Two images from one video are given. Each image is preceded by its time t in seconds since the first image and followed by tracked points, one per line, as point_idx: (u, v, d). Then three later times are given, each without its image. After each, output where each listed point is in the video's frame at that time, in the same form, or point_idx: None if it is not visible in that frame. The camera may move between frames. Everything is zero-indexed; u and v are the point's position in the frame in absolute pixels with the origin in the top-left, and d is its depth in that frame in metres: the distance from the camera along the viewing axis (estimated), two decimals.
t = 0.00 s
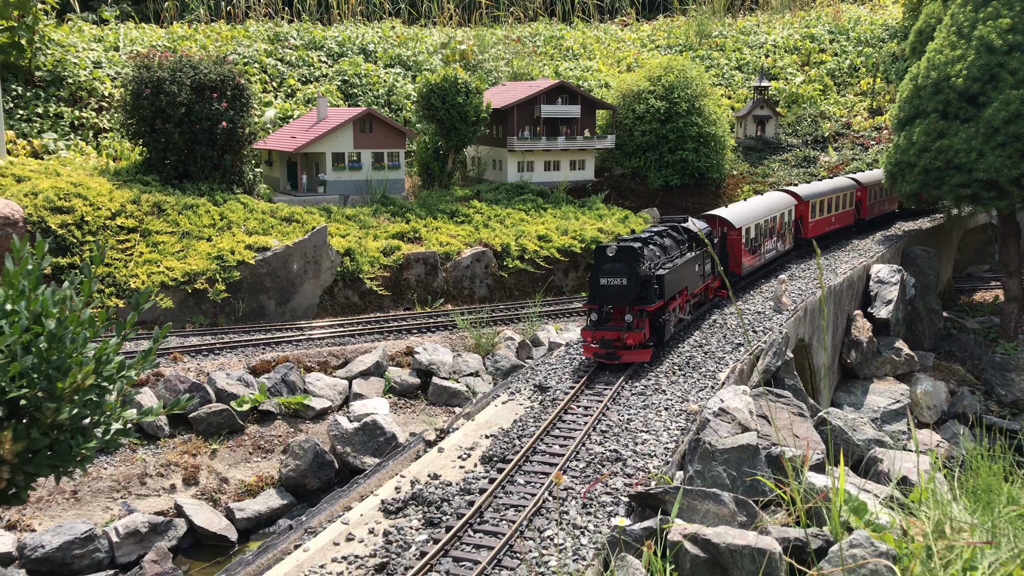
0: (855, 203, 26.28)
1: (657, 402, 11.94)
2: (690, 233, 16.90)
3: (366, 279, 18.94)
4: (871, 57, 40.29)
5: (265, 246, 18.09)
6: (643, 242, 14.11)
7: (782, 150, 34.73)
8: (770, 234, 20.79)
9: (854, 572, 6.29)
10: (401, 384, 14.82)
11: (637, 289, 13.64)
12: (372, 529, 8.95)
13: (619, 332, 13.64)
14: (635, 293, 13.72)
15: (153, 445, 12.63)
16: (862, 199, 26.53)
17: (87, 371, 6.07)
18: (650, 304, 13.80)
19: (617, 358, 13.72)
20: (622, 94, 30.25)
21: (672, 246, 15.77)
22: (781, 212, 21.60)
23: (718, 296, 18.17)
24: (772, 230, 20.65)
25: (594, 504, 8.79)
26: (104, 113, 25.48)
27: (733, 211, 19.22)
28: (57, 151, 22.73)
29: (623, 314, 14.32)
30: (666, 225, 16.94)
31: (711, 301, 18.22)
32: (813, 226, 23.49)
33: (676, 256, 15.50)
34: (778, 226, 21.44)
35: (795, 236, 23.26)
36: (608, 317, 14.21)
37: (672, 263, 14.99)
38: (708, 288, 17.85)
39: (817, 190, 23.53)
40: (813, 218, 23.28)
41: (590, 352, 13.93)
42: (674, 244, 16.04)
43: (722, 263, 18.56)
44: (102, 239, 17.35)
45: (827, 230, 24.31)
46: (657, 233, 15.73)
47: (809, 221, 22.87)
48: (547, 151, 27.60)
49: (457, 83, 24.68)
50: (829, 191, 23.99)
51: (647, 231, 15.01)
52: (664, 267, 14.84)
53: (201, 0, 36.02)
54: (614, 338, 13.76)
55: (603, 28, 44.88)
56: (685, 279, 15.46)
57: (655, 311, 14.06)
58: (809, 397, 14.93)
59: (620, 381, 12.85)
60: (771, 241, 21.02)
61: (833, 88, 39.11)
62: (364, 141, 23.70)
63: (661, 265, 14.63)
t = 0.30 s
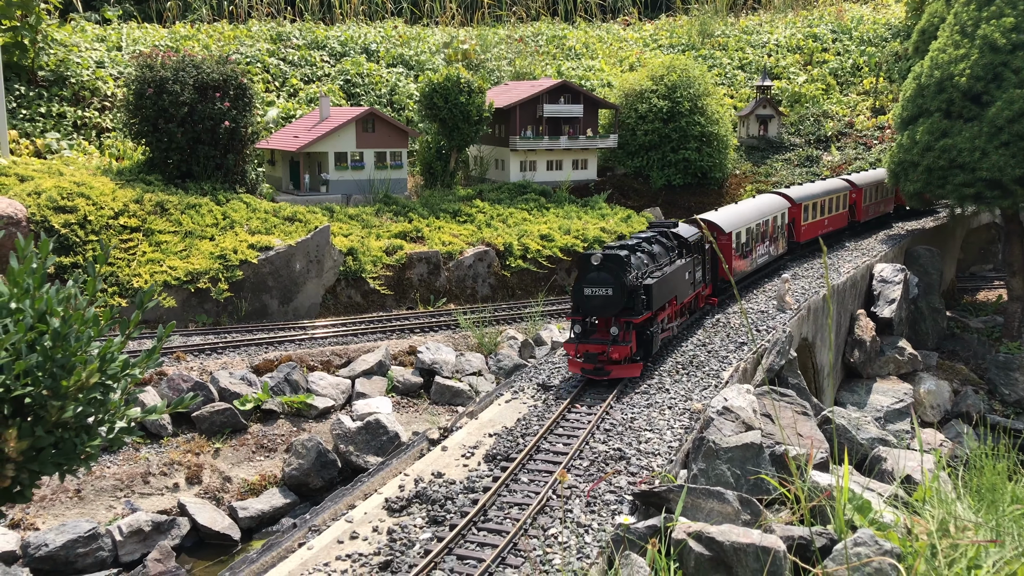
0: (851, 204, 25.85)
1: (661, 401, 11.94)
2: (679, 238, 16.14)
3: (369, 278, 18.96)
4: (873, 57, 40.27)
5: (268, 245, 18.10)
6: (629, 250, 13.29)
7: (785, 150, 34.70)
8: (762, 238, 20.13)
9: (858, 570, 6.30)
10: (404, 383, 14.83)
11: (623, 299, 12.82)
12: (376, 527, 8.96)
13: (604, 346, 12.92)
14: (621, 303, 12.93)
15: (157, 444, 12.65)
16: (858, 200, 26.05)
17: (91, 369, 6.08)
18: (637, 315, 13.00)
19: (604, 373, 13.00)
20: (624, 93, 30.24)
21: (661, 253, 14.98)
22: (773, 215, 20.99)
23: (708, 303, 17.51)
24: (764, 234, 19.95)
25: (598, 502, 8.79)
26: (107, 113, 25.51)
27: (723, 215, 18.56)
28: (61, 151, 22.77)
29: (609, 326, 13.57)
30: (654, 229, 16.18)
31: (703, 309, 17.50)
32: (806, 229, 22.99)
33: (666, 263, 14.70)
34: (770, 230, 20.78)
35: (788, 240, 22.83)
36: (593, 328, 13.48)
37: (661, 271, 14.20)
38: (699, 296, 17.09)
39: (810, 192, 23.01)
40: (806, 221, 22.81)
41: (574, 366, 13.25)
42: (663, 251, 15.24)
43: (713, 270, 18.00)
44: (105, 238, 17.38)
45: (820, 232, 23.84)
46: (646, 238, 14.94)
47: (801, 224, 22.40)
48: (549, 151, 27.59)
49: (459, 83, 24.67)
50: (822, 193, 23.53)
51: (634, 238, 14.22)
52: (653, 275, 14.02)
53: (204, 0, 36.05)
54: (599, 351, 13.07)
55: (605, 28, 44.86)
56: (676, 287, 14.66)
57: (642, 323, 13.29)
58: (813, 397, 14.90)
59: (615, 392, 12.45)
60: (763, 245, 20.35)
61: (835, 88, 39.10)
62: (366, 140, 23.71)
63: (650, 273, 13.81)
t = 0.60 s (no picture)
0: (843, 207, 25.55)
1: (662, 401, 11.95)
2: (663, 248, 15.43)
3: (371, 279, 18.99)
4: (876, 57, 40.25)
5: (269, 246, 18.11)
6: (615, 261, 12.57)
7: (787, 150, 34.68)
8: (753, 245, 19.33)
9: (859, 572, 6.31)
10: (406, 383, 14.84)
11: (609, 314, 12.06)
12: (377, 528, 8.97)
13: (591, 364, 12.11)
14: (607, 317, 12.16)
15: (159, 444, 12.67)
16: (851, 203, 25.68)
17: (93, 370, 6.10)
18: (624, 330, 12.25)
19: (594, 393, 12.13)
20: (626, 93, 30.23)
21: (647, 264, 14.28)
22: (765, 219, 20.14)
23: (696, 313, 16.77)
24: (755, 241, 19.20)
25: (599, 503, 8.81)
26: (109, 113, 25.55)
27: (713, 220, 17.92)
28: (63, 151, 22.81)
29: (595, 341, 12.80)
30: (637, 239, 15.47)
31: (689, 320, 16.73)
32: (797, 234, 22.57)
33: (652, 274, 14.00)
34: (762, 236, 19.96)
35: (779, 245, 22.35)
36: (578, 344, 12.68)
37: (647, 283, 13.51)
38: (682, 308, 16.27)
39: (800, 196, 22.60)
40: (798, 225, 22.39)
41: (560, 385, 12.43)
42: (648, 261, 14.55)
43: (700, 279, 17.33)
44: (107, 238, 17.40)
45: (811, 237, 23.47)
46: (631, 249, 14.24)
47: (793, 228, 21.97)
48: (551, 151, 27.58)
49: (461, 83, 24.67)
50: (812, 197, 23.20)
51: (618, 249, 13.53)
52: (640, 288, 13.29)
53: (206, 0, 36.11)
54: (586, 369, 12.26)
55: (607, 27, 44.85)
56: (662, 299, 13.96)
57: (630, 338, 12.53)
58: (814, 397, 14.89)
59: (604, 406, 11.92)
60: (754, 251, 19.54)
61: (837, 87, 39.08)
62: (368, 141, 23.73)
63: (636, 285, 13.12)
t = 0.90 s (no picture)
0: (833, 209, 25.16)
1: (661, 401, 11.93)
2: (646, 257, 14.57)
3: (371, 278, 18.99)
4: (877, 57, 40.22)
5: (270, 245, 18.11)
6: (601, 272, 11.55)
7: (788, 149, 34.65)
8: (742, 250, 18.67)
9: (858, 572, 6.29)
10: (406, 382, 14.83)
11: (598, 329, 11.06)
12: (376, 527, 8.96)
13: (578, 383, 11.16)
14: (595, 333, 11.15)
15: (158, 443, 12.66)
16: (842, 205, 25.27)
17: (90, 369, 6.11)
18: (613, 347, 11.29)
19: (579, 415, 11.15)
20: (627, 93, 30.21)
21: (630, 273, 13.42)
22: (753, 224, 19.41)
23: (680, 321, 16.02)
24: (743, 245, 18.51)
25: (597, 503, 8.80)
26: (110, 113, 25.55)
27: (697, 226, 17.21)
28: (63, 151, 22.81)
29: (580, 359, 11.81)
30: (619, 247, 14.53)
31: (676, 328, 15.93)
32: (787, 239, 21.91)
33: (636, 286, 13.10)
34: (750, 241, 19.30)
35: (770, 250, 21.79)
36: (561, 362, 11.68)
37: (634, 295, 12.57)
38: (667, 318, 15.39)
39: (790, 199, 22.07)
40: (788, 229, 21.84)
41: (542, 407, 11.45)
42: (632, 271, 13.62)
43: (685, 286, 16.56)
44: (108, 237, 17.40)
45: (801, 241, 22.86)
46: (612, 258, 13.30)
47: (783, 232, 21.39)
48: (552, 150, 27.56)
49: (461, 82, 24.65)
50: (802, 200, 22.66)
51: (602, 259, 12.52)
52: (626, 300, 12.31)
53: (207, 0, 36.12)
54: (571, 389, 11.29)
55: (608, 27, 44.81)
56: (648, 311, 13.09)
57: (619, 355, 11.60)
58: (815, 396, 14.86)
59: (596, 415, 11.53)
60: (742, 256, 18.89)
61: (839, 87, 39.03)
62: (369, 140, 23.71)
63: (622, 297, 12.16)
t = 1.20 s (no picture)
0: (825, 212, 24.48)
1: (664, 399, 11.95)
2: (633, 267, 13.77)
3: (373, 277, 19.01)
4: (879, 56, 40.20)
5: (272, 244, 18.14)
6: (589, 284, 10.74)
7: (790, 149, 34.65)
8: (732, 255, 17.93)
9: (861, 570, 6.30)
10: (409, 381, 14.83)
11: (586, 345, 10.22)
12: (379, 525, 8.98)
13: (565, 407, 10.29)
14: (584, 350, 10.31)
15: (161, 442, 12.68)
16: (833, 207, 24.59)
17: (95, 367, 6.13)
18: (602, 364, 10.45)
19: (562, 439, 10.39)
20: (629, 92, 30.22)
21: (619, 283, 12.65)
22: (744, 227, 18.64)
23: (669, 332, 15.19)
24: (734, 251, 17.67)
25: (600, 501, 8.83)
26: (112, 112, 25.57)
27: (684, 230, 16.42)
28: (66, 150, 22.84)
29: (567, 377, 10.98)
30: (605, 256, 13.71)
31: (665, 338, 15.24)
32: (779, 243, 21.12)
33: (625, 298, 12.29)
34: (741, 245, 18.50)
35: (761, 255, 20.87)
36: (547, 380, 10.82)
37: (624, 307, 11.78)
38: (656, 329, 14.63)
39: (783, 202, 21.23)
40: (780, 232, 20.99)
41: (525, 429, 10.60)
42: (621, 282, 12.85)
43: (673, 294, 15.63)
44: (110, 236, 17.42)
45: (794, 244, 22.10)
46: (600, 268, 12.50)
47: (776, 236, 20.51)
48: (554, 150, 27.56)
49: (464, 81, 24.68)
50: (795, 202, 21.90)
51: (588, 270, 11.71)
52: (616, 313, 11.48)
53: None
54: (558, 412, 10.42)
55: (610, 27, 44.77)
56: (639, 324, 12.30)
57: (609, 374, 10.78)
58: (817, 396, 14.84)
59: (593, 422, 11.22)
60: (734, 262, 18.12)
61: (841, 86, 39.01)
62: (371, 139, 23.72)
63: (612, 311, 11.33)
